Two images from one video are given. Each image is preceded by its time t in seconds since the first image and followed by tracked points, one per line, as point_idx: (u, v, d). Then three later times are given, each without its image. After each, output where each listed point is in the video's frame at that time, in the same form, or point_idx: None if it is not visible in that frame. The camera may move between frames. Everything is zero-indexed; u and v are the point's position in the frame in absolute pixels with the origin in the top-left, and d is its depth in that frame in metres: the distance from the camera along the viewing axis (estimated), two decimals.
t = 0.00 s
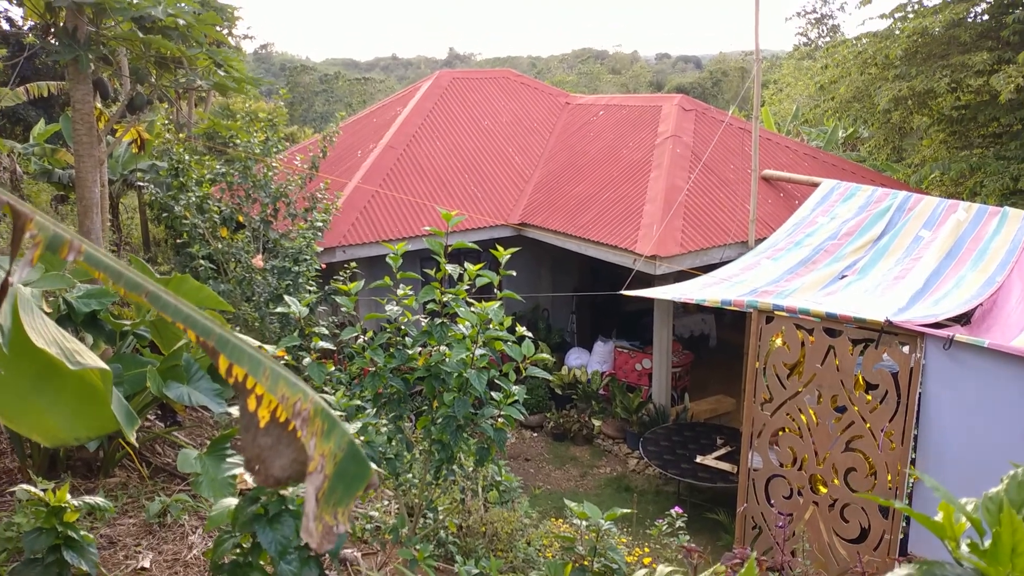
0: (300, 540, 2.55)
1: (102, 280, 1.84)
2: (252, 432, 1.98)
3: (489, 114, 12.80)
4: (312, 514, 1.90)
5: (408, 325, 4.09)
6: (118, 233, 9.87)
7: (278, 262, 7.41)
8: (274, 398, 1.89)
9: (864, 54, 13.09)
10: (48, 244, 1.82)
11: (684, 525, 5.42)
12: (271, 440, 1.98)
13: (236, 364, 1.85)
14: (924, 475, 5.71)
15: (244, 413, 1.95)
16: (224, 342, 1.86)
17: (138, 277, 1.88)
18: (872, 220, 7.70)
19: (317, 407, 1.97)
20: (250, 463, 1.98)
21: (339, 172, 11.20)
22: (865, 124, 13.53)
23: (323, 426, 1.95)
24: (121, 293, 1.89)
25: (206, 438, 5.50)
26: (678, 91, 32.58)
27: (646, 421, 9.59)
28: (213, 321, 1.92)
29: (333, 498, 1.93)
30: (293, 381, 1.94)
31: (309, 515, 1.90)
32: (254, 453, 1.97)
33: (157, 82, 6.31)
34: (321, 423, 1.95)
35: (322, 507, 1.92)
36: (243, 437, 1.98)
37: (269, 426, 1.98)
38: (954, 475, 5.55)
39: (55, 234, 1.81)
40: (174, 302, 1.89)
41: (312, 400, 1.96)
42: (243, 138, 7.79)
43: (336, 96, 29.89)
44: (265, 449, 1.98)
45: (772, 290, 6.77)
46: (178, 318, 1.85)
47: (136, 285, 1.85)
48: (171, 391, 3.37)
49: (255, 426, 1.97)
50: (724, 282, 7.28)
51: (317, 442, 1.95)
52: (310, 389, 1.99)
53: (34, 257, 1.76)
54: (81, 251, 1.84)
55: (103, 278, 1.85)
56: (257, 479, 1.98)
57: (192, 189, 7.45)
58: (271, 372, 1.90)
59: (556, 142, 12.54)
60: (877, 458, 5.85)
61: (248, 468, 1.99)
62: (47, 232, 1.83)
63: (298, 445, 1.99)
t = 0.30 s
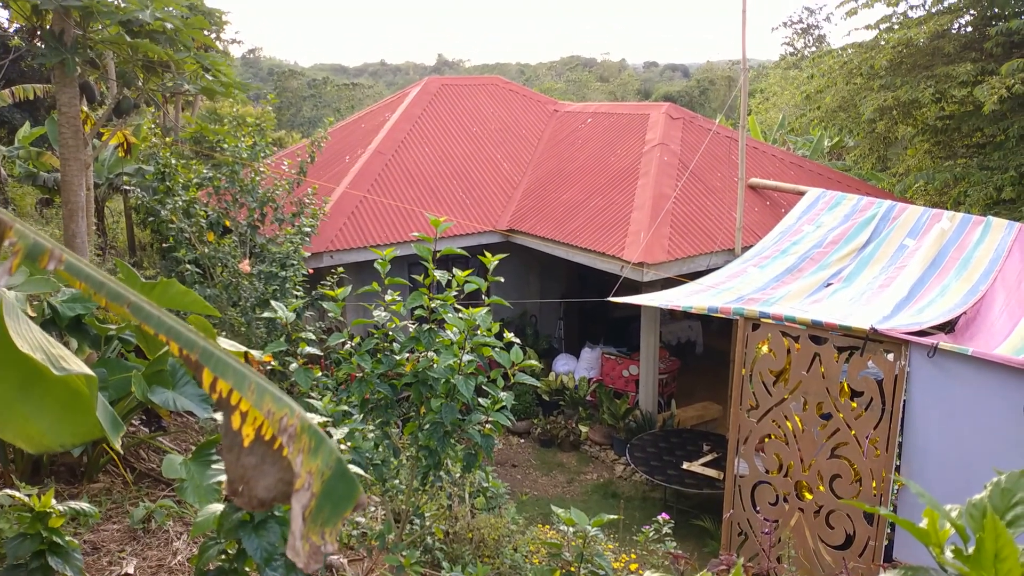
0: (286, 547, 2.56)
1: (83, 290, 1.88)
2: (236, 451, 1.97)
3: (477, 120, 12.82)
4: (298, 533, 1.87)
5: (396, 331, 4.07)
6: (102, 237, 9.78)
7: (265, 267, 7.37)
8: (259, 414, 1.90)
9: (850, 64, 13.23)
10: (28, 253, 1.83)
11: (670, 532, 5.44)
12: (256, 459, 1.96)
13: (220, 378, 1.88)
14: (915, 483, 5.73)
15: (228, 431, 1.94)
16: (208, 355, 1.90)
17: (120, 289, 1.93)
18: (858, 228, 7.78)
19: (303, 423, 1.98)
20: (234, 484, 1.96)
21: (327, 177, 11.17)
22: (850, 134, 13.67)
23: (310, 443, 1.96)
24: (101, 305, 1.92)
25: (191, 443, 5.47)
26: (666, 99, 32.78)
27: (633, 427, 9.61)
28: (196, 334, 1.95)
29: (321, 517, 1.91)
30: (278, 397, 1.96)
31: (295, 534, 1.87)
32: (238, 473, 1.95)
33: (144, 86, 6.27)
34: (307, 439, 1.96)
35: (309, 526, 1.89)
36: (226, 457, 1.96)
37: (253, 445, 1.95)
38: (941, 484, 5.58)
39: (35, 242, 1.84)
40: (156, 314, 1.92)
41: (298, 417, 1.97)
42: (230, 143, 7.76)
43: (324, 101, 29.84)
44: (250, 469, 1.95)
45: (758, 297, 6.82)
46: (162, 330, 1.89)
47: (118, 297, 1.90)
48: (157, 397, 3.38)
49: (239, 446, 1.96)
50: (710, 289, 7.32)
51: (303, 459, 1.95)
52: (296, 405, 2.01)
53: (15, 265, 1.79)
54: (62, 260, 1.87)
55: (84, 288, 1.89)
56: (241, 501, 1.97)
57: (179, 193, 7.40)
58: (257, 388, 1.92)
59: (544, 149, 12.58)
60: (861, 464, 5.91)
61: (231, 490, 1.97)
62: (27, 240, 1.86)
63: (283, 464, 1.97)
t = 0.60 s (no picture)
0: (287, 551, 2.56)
1: (90, 291, 1.85)
2: (242, 453, 1.94)
3: (475, 124, 12.84)
4: (306, 532, 1.92)
5: (394, 335, 4.07)
6: (100, 240, 9.77)
7: (263, 271, 7.37)
8: (266, 414, 1.90)
9: (847, 69, 13.28)
10: (36, 254, 1.81)
11: (669, 536, 5.44)
12: (261, 460, 1.95)
13: (227, 379, 1.86)
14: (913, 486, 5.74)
15: (233, 433, 1.92)
16: (216, 356, 1.88)
17: (127, 289, 1.89)
18: (855, 233, 7.80)
19: (309, 424, 2.02)
20: (239, 486, 1.93)
21: (325, 180, 11.18)
22: (848, 138, 13.71)
23: (316, 443, 2.01)
24: (108, 305, 1.89)
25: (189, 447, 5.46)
26: (664, 103, 32.84)
27: (631, 431, 9.61)
28: (202, 334, 1.93)
29: (327, 516, 1.98)
30: (284, 398, 1.97)
31: (304, 534, 1.92)
32: (244, 475, 1.92)
33: (143, 90, 6.27)
34: (313, 439, 2.00)
35: (316, 526, 1.95)
36: (231, 459, 1.93)
37: (259, 446, 1.94)
38: (939, 488, 5.61)
39: (43, 243, 1.81)
40: (163, 316, 1.90)
41: (304, 416, 2.00)
42: (229, 146, 7.77)
43: (322, 104, 29.87)
44: (255, 470, 1.94)
45: (756, 302, 6.83)
46: (169, 330, 1.87)
47: (126, 297, 1.86)
48: (155, 400, 3.38)
49: (244, 447, 1.94)
50: (708, 293, 7.33)
51: (309, 459, 1.98)
52: (301, 405, 2.04)
53: (23, 267, 1.76)
54: (70, 261, 1.84)
55: (90, 289, 1.86)
56: (245, 503, 1.95)
57: (177, 197, 7.39)
58: (263, 388, 1.92)
59: (542, 152, 12.60)
60: (859, 468, 5.94)
61: (234, 493, 1.94)
62: (35, 242, 1.83)
63: (288, 465, 1.97)
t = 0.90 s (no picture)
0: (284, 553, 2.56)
1: (86, 298, 1.84)
2: (236, 457, 1.95)
3: (471, 126, 12.85)
4: (296, 539, 1.87)
5: (391, 336, 4.06)
6: (95, 241, 9.74)
7: (259, 272, 7.35)
8: (260, 421, 1.89)
9: (842, 72, 13.34)
10: (34, 262, 1.81)
11: (665, 537, 5.45)
12: (255, 465, 1.92)
13: (222, 386, 1.87)
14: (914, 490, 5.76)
15: (228, 437, 1.93)
16: (210, 363, 1.88)
17: (125, 296, 1.88)
18: (850, 235, 7.83)
19: (303, 430, 1.96)
20: (232, 489, 1.93)
21: (321, 181, 11.17)
22: (843, 141, 13.76)
23: (310, 449, 1.95)
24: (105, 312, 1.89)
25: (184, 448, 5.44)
26: (659, 105, 32.94)
27: (627, 433, 9.62)
28: (199, 341, 1.93)
29: (319, 523, 1.89)
30: (278, 404, 1.95)
31: (294, 540, 1.87)
32: (237, 478, 1.92)
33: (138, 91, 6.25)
34: (307, 446, 1.95)
35: (308, 532, 1.88)
36: (226, 463, 1.94)
37: (253, 451, 1.93)
38: (938, 491, 5.62)
39: (41, 251, 1.81)
40: (160, 323, 1.90)
41: (299, 423, 1.95)
42: (225, 147, 7.75)
43: (318, 106, 29.88)
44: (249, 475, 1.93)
45: (751, 303, 6.85)
46: (164, 338, 1.86)
47: (122, 304, 1.84)
48: (150, 401, 3.38)
49: (239, 451, 1.94)
50: (704, 295, 7.35)
51: (303, 465, 1.94)
52: (296, 412, 2.00)
53: (21, 274, 1.76)
54: (67, 269, 1.84)
55: (88, 296, 1.85)
56: (240, 506, 1.94)
57: (172, 198, 7.37)
58: (257, 395, 1.91)
59: (538, 154, 12.62)
60: (854, 469, 5.96)
61: (230, 496, 1.94)
62: (33, 250, 1.83)
63: (282, 471, 1.94)
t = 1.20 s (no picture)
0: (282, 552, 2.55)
1: (93, 286, 1.83)
2: (243, 437, 1.96)
3: (469, 124, 12.84)
4: (303, 519, 1.90)
5: (389, 335, 4.06)
6: (92, 240, 9.72)
7: (256, 270, 7.33)
8: (266, 404, 1.90)
9: (840, 71, 13.35)
10: (40, 250, 1.79)
11: (662, 536, 5.45)
12: (263, 445, 1.96)
13: (228, 370, 1.86)
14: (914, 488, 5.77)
15: (234, 419, 1.94)
16: (217, 348, 1.88)
17: (130, 283, 1.88)
18: (848, 233, 7.84)
19: (308, 413, 2.00)
20: (241, 468, 1.96)
21: (319, 180, 11.16)
22: (840, 140, 13.77)
23: (315, 432, 1.98)
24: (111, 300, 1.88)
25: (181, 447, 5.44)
26: (658, 104, 32.93)
27: (625, 431, 9.63)
28: (205, 327, 1.92)
29: (326, 502, 1.95)
30: (284, 387, 1.97)
31: (300, 521, 1.90)
32: (246, 458, 1.95)
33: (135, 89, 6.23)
34: (313, 428, 1.98)
35: (315, 512, 1.93)
36: (233, 443, 1.95)
37: (261, 432, 1.96)
38: (937, 487, 5.64)
39: (46, 239, 1.79)
40: (166, 308, 1.89)
41: (304, 406, 1.99)
42: (222, 146, 7.72)
43: (316, 104, 29.85)
44: (257, 455, 1.96)
45: (749, 302, 6.86)
46: (170, 323, 1.85)
47: (128, 291, 1.85)
48: (148, 400, 3.41)
49: (247, 431, 1.95)
50: (702, 293, 7.36)
51: (308, 448, 1.96)
52: (301, 395, 2.03)
53: (27, 262, 1.73)
54: (73, 256, 1.83)
55: (94, 283, 1.85)
56: (248, 484, 1.98)
57: (169, 196, 7.35)
58: (263, 379, 1.91)
59: (536, 153, 12.61)
60: (852, 468, 5.96)
61: (239, 474, 1.97)
62: (39, 238, 1.81)
63: (289, 451, 1.98)
